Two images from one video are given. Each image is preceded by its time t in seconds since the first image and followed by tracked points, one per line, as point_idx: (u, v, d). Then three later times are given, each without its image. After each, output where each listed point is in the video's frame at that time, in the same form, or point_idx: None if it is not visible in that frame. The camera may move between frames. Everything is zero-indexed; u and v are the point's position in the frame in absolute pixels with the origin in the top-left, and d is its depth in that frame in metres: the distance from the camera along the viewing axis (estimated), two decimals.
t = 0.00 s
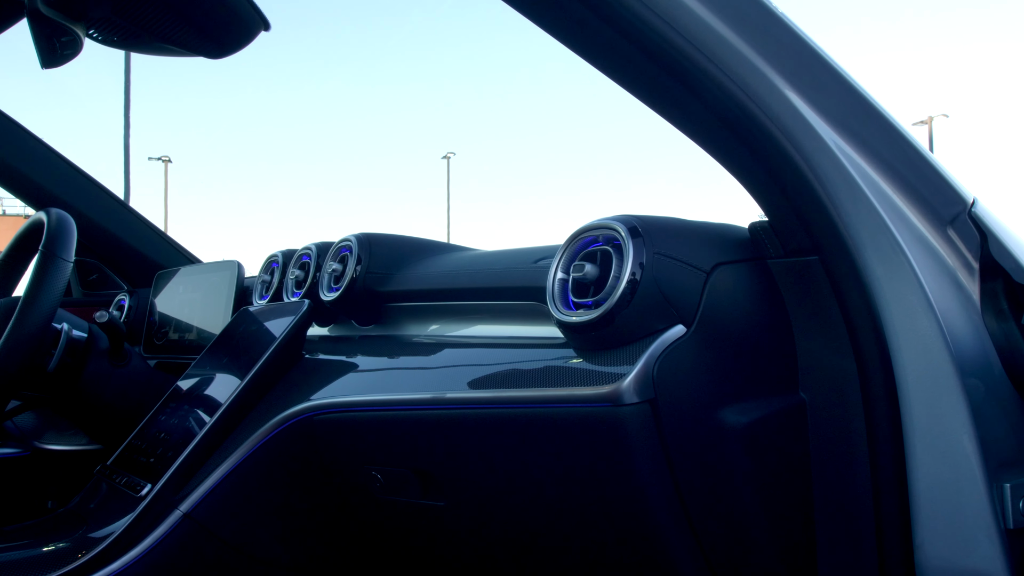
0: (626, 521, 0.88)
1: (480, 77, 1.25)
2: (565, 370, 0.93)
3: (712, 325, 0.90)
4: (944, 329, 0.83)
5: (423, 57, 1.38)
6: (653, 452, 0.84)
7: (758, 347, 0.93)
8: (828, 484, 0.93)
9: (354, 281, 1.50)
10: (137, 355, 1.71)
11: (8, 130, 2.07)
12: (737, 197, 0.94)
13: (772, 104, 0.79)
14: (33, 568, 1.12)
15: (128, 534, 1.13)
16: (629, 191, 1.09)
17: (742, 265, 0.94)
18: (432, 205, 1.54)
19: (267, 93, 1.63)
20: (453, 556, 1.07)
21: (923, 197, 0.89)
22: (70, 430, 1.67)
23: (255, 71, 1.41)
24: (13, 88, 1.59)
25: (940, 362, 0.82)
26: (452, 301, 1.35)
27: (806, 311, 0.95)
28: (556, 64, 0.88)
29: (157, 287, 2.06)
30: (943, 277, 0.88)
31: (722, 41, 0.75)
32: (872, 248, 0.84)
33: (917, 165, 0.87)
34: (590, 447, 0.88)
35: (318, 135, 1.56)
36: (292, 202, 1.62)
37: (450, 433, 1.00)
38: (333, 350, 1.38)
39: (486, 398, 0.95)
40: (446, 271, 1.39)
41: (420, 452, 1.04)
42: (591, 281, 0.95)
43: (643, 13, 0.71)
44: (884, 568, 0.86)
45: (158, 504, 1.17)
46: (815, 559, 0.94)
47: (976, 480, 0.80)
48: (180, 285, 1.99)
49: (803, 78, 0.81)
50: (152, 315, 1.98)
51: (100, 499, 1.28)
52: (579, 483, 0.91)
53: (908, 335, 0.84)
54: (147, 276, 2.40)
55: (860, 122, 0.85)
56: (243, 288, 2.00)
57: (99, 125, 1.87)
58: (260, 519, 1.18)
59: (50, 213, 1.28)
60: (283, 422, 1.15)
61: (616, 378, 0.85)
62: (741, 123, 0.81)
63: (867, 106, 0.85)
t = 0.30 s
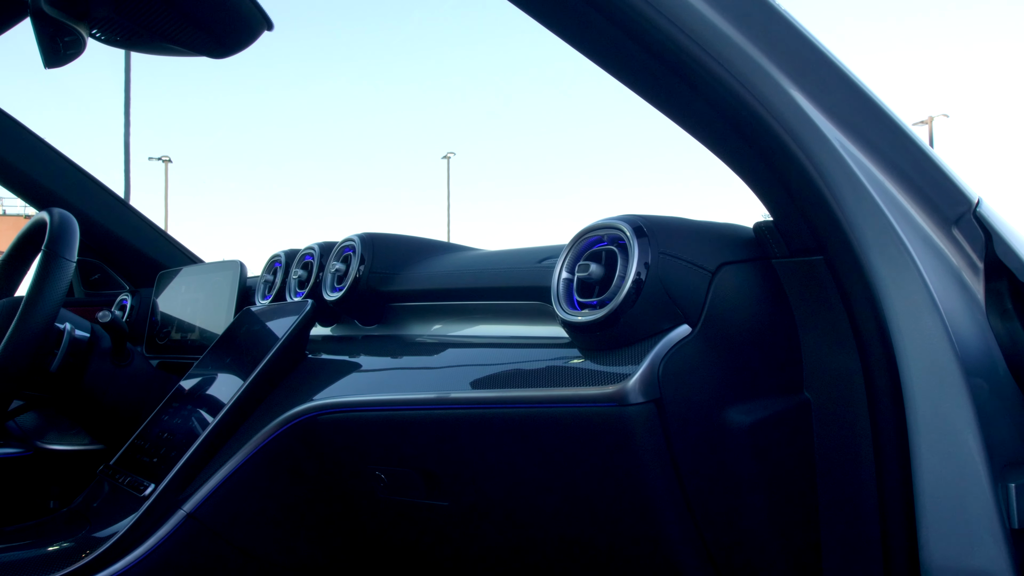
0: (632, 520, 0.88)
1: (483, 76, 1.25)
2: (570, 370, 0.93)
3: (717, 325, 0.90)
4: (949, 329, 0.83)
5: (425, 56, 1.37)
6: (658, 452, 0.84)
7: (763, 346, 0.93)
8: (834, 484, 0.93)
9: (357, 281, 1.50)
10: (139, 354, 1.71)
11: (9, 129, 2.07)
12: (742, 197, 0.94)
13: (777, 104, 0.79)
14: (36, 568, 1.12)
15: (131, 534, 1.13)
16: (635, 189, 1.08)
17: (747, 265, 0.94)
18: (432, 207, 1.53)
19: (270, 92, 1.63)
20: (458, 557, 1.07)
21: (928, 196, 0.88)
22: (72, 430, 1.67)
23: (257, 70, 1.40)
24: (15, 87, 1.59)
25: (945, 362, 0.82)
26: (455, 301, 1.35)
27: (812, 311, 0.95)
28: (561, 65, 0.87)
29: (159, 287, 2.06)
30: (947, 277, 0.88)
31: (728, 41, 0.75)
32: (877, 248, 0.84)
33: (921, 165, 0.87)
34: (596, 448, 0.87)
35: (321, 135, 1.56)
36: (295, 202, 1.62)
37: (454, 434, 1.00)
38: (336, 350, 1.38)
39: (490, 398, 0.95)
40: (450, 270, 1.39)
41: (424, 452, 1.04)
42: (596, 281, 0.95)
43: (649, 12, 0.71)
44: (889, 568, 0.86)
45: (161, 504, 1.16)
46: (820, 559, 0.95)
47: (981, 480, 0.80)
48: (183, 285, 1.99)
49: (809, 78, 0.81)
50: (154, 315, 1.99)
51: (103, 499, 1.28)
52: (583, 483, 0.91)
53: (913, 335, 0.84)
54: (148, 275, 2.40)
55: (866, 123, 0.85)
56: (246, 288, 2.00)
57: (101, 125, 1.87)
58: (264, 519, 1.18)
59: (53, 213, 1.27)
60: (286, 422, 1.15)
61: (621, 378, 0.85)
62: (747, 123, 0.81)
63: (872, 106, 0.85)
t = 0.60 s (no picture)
0: (636, 520, 0.88)
1: (486, 75, 1.24)
2: (575, 370, 0.93)
3: (722, 325, 0.90)
4: (954, 328, 0.83)
5: (428, 56, 1.37)
6: (662, 452, 0.84)
7: (767, 346, 0.93)
8: (838, 484, 0.92)
9: (360, 280, 1.50)
10: (141, 354, 1.70)
11: (10, 128, 2.07)
12: (746, 197, 0.94)
13: (782, 104, 0.79)
14: (40, 568, 1.12)
15: (134, 534, 1.13)
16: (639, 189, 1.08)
17: (751, 265, 0.94)
18: (432, 207, 1.53)
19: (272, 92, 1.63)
20: (461, 556, 1.07)
21: (932, 196, 0.88)
22: (74, 429, 1.67)
23: (259, 70, 1.40)
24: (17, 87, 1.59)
25: (950, 361, 0.82)
26: (458, 301, 1.35)
27: (817, 310, 0.95)
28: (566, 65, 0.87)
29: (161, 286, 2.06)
30: (952, 276, 0.88)
31: (734, 41, 0.75)
32: (881, 247, 0.84)
33: (926, 164, 0.87)
34: (600, 448, 0.88)
35: (323, 135, 1.56)
36: (297, 202, 1.62)
37: (458, 433, 1.00)
38: (339, 350, 1.38)
39: (494, 398, 0.95)
40: (453, 270, 1.39)
41: (427, 452, 1.04)
42: (601, 280, 0.95)
43: (655, 13, 0.71)
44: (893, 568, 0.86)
45: (165, 504, 1.17)
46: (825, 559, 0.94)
47: (985, 479, 0.80)
48: (184, 285, 1.99)
49: (814, 78, 0.81)
50: (156, 315, 2.00)
51: (105, 499, 1.28)
52: (588, 483, 0.90)
53: (918, 334, 0.84)
54: (150, 275, 2.40)
55: (871, 122, 0.85)
56: (248, 288, 2.00)
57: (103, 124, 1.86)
58: (267, 518, 1.18)
59: (55, 213, 1.27)
60: (290, 421, 1.15)
61: (626, 377, 0.85)
62: (752, 122, 0.81)
63: (877, 106, 0.85)
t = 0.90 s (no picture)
0: (640, 520, 0.88)
1: (489, 75, 1.24)
2: (579, 369, 0.93)
3: (726, 325, 0.90)
4: (958, 328, 0.82)
5: (431, 56, 1.37)
6: (667, 452, 0.84)
7: (771, 346, 0.93)
8: (843, 484, 0.92)
9: (363, 280, 1.50)
10: (144, 354, 1.71)
11: (12, 128, 2.07)
12: (750, 196, 0.94)
13: (786, 103, 0.79)
14: (43, 568, 1.12)
15: (138, 533, 1.13)
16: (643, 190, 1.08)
17: (756, 265, 0.94)
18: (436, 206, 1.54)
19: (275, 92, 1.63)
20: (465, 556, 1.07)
21: (937, 195, 0.88)
22: (76, 429, 1.67)
23: (262, 70, 1.40)
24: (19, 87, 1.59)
25: (954, 361, 0.82)
26: (460, 301, 1.35)
27: (821, 310, 0.95)
28: (570, 65, 0.87)
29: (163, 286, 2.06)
30: (956, 276, 0.87)
31: (738, 41, 0.75)
32: (886, 247, 0.84)
33: (931, 164, 0.87)
34: (604, 447, 0.87)
35: (325, 135, 1.56)
36: (300, 202, 1.62)
37: (462, 433, 1.00)
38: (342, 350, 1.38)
39: (499, 398, 0.95)
40: (456, 269, 1.40)
41: (430, 452, 1.04)
42: (605, 280, 0.96)
43: (659, 12, 0.71)
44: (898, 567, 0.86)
45: (168, 504, 1.17)
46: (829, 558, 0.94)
47: (990, 478, 0.80)
48: (186, 285, 1.99)
49: (818, 77, 0.81)
50: (159, 314, 2.00)
51: (108, 499, 1.28)
52: (592, 482, 0.91)
53: (922, 334, 0.84)
54: (152, 275, 2.40)
55: (875, 121, 0.84)
56: (250, 288, 2.00)
57: (104, 124, 1.86)
58: (270, 518, 1.18)
59: (57, 212, 1.27)
60: (294, 421, 1.15)
61: (631, 377, 0.85)
62: (756, 122, 0.81)
63: (881, 105, 0.85)
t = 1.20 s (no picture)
0: (645, 519, 0.88)
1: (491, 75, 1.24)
2: (584, 369, 0.93)
3: (731, 324, 0.90)
4: (963, 327, 0.83)
5: (433, 56, 1.37)
6: (672, 451, 0.84)
7: (775, 346, 0.93)
8: (848, 484, 0.92)
9: (366, 280, 1.50)
10: (146, 354, 1.71)
11: (13, 128, 2.06)
12: (755, 196, 0.94)
13: (792, 103, 0.79)
14: (47, 568, 1.11)
15: (141, 534, 1.12)
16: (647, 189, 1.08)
17: (760, 264, 0.95)
18: (435, 205, 1.54)
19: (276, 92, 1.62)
20: (469, 556, 1.06)
21: (942, 195, 0.88)
22: (78, 429, 1.67)
23: (263, 70, 1.40)
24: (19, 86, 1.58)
25: (959, 361, 0.82)
26: (464, 300, 1.35)
27: (826, 310, 0.95)
28: (575, 64, 0.87)
29: (165, 286, 2.06)
30: (961, 276, 0.87)
31: (744, 41, 0.75)
32: (891, 247, 0.84)
33: (935, 163, 0.87)
34: (610, 447, 0.87)
35: (328, 135, 1.56)
36: (303, 202, 1.61)
37: (466, 433, 1.00)
38: (345, 350, 1.38)
39: (504, 397, 0.95)
40: (459, 269, 1.40)
41: (435, 451, 1.04)
42: (610, 280, 0.96)
43: (665, 12, 0.71)
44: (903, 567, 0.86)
45: (171, 504, 1.16)
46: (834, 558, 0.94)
47: (995, 478, 0.80)
48: (188, 285, 1.98)
49: (824, 77, 0.81)
50: (161, 314, 2.00)
51: (111, 499, 1.28)
52: (597, 482, 0.90)
53: (927, 334, 0.84)
54: (154, 275, 2.40)
55: (880, 121, 0.84)
56: (252, 287, 2.00)
57: (105, 123, 1.86)
58: (274, 518, 1.18)
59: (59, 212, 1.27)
60: (297, 421, 1.16)
61: (637, 377, 0.85)
62: (761, 121, 0.81)
63: (886, 105, 0.85)
